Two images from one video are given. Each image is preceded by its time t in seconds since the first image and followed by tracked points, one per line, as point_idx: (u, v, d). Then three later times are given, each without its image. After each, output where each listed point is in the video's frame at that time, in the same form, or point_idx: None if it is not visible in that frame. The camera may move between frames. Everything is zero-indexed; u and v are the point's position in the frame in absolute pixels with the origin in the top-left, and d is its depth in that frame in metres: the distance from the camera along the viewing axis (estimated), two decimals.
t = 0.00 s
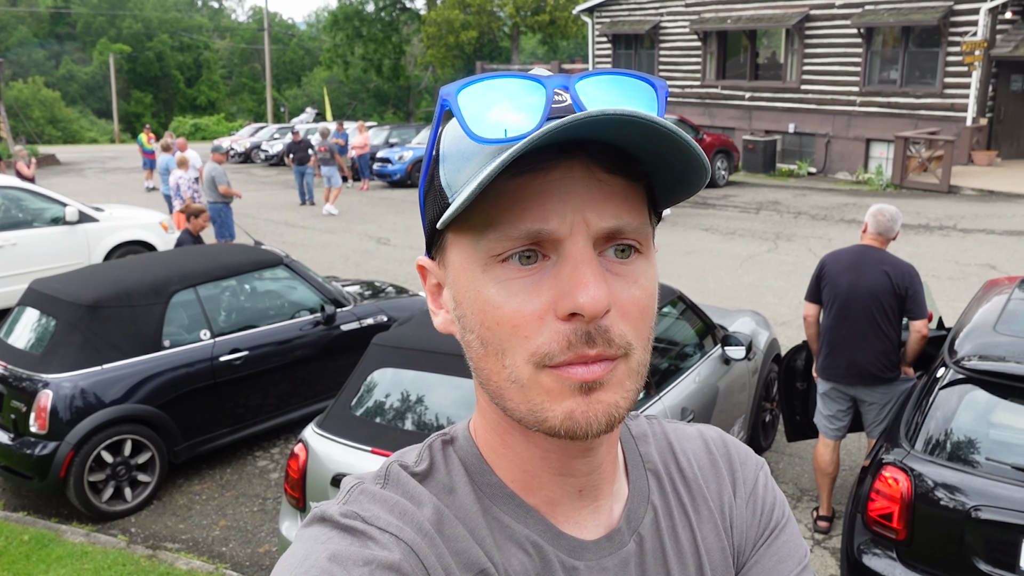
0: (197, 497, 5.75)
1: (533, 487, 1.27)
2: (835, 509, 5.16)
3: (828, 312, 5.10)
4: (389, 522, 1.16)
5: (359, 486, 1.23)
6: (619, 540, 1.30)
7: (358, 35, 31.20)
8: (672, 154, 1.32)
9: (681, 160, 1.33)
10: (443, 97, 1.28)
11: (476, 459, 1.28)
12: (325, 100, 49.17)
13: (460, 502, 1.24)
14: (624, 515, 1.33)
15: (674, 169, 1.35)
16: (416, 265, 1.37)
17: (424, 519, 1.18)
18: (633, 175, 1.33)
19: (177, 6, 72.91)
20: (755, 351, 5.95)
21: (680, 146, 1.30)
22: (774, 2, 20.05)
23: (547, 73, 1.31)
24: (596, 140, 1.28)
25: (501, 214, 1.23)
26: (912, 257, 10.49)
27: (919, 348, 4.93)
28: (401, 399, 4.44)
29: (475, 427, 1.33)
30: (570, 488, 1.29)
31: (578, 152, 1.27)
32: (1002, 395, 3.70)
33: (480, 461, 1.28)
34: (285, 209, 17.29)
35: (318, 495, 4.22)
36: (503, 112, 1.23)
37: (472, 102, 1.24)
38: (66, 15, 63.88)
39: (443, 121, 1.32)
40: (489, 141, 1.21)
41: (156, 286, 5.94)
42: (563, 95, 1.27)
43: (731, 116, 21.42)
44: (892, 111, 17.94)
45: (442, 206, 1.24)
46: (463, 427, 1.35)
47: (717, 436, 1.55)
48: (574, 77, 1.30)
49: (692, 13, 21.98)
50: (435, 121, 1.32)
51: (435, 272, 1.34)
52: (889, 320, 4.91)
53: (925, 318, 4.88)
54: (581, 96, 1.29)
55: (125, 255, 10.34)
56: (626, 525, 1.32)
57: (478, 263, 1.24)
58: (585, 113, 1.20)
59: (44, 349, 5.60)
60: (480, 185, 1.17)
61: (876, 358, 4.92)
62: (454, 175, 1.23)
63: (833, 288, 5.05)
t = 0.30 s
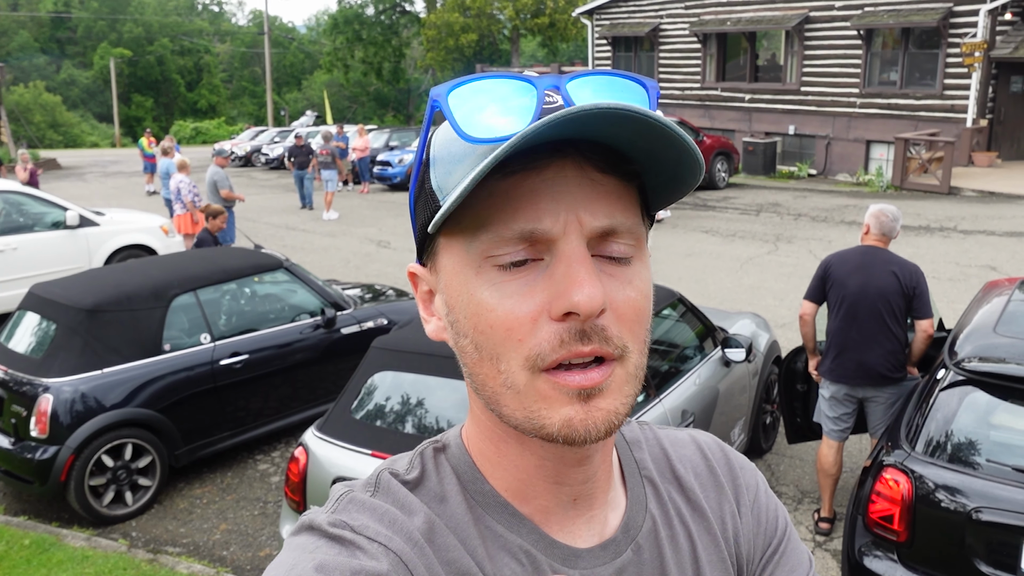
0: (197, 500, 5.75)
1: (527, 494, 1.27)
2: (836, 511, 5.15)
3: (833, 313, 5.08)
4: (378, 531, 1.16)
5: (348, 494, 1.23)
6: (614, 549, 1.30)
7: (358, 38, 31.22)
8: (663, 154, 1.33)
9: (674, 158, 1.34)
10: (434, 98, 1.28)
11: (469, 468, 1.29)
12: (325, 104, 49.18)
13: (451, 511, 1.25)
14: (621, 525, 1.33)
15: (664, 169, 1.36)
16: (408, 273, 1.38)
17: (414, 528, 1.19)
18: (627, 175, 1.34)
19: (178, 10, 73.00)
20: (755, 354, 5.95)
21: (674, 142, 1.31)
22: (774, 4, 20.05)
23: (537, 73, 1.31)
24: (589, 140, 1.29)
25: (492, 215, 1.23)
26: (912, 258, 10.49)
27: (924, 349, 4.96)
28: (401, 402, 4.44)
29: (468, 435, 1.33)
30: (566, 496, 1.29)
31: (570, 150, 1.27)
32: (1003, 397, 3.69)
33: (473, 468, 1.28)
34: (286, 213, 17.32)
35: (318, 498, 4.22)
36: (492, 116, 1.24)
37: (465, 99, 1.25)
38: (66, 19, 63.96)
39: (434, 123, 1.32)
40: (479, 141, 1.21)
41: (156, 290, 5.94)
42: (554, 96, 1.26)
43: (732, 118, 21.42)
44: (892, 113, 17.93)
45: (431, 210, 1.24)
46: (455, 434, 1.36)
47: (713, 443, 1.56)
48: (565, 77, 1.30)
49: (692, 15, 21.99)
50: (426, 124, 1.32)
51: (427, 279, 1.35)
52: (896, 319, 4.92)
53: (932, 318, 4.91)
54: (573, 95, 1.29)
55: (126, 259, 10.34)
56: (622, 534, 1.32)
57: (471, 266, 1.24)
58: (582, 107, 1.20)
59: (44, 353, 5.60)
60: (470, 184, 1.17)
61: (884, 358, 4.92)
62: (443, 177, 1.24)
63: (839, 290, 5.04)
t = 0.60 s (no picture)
0: (199, 501, 5.76)
1: (527, 479, 1.27)
2: (838, 511, 5.14)
3: (837, 315, 5.09)
4: (384, 514, 1.16)
5: (358, 478, 1.23)
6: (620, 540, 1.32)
7: (359, 40, 31.23)
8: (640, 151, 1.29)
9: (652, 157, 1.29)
10: (430, 93, 1.37)
11: (475, 454, 1.29)
12: (328, 105, 49.20)
13: (457, 496, 1.25)
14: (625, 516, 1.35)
15: (649, 167, 1.31)
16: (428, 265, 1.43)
17: (418, 512, 1.19)
18: (613, 172, 1.31)
19: (180, 12, 73.04)
20: (757, 354, 5.95)
21: (638, 141, 1.27)
22: (775, 5, 20.06)
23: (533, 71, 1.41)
24: (568, 134, 1.30)
25: (473, 206, 1.30)
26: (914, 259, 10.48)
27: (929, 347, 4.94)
28: (403, 402, 4.44)
29: (473, 422, 1.34)
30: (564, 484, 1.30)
31: (547, 144, 1.29)
32: (1004, 397, 3.69)
33: (478, 454, 1.29)
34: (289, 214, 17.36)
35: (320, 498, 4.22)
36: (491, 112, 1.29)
37: (466, 96, 1.34)
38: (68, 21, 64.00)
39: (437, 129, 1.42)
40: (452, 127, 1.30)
41: (158, 291, 5.95)
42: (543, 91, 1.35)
43: (733, 119, 21.41)
44: (894, 114, 17.92)
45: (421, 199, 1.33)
46: (462, 422, 1.36)
47: (726, 441, 1.56)
48: (555, 75, 1.39)
49: (693, 17, 22.00)
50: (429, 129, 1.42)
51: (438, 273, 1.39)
52: (901, 319, 4.92)
53: (935, 317, 4.91)
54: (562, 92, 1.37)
55: (128, 260, 10.34)
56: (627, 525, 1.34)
57: (455, 255, 1.30)
58: (527, 96, 1.24)
59: (46, 354, 5.61)
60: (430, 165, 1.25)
61: (889, 358, 4.93)
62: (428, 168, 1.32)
63: (842, 291, 5.05)
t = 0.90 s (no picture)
0: (199, 508, 5.73)
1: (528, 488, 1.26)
2: (841, 513, 5.12)
3: (837, 316, 5.08)
4: (379, 518, 1.15)
5: (356, 480, 1.22)
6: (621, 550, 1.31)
7: (358, 45, 31.24)
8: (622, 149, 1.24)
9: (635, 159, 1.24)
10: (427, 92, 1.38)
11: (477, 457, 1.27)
12: (326, 111, 49.20)
13: (457, 499, 1.22)
14: (632, 526, 1.34)
15: (638, 168, 1.26)
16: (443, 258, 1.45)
17: (413, 517, 1.18)
18: (602, 171, 1.27)
19: (178, 19, 73.03)
20: (758, 356, 5.93)
21: (615, 145, 1.22)
22: (774, 8, 20.06)
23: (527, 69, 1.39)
24: (554, 132, 1.27)
25: (464, 203, 1.30)
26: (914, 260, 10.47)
27: (931, 347, 4.92)
28: (403, 407, 4.43)
29: (478, 429, 1.34)
30: (567, 491, 1.31)
31: (533, 144, 1.28)
32: (1006, 397, 3.68)
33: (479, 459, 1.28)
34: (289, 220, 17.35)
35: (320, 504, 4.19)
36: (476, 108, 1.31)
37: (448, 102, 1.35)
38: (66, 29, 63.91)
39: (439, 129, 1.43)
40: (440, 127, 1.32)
41: (156, 297, 5.93)
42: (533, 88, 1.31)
43: (732, 121, 21.40)
44: (893, 115, 17.92)
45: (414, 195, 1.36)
46: (468, 426, 1.35)
47: (751, 453, 1.52)
48: (546, 72, 1.35)
49: (691, 20, 22.00)
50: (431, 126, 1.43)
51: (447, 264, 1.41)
52: (902, 320, 4.90)
53: (936, 317, 4.88)
54: (553, 87, 1.34)
55: (127, 267, 10.33)
56: (633, 535, 1.33)
57: (448, 254, 1.32)
58: (493, 94, 1.21)
59: (45, 362, 5.59)
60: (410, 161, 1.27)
61: (891, 359, 4.91)
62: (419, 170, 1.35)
63: (842, 293, 5.04)
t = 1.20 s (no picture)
0: (197, 517, 5.72)
1: (528, 500, 1.25)
2: (840, 515, 5.12)
3: (833, 320, 5.07)
4: (378, 541, 1.15)
5: (357, 504, 1.22)
6: (624, 562, 1.28)
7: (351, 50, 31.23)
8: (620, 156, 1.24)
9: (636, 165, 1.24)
10: (421, 106, 1.38)
11: (475, 475, 1.27)
12: (320, 116, 49.18)
13: (458, 519, 1.23)
14: (631, 537, 1.31)
15: (636, 176, 1.26)
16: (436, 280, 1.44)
17: (413, 541, 1.17)
18: (600, 182, 1.27)
19: (171, 26, 72.92)
20: (755, 358, 5.93)
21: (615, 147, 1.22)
22: (766, 9, 20.10)
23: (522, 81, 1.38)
24: (551, 143, 1.27)
25: (460, 218, 1.30)
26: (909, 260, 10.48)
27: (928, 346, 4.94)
28: (400, 414, 4.42)
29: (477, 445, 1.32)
30: (569, 504, 1.27)
31: (530, 155, 1.27)
32: (1003, 397, 3.68)
33: (477, 474, 1.27)
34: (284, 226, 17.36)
35: (317, 513, 4.18)
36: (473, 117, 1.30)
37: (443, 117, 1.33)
38: (58, 36, 63.74)
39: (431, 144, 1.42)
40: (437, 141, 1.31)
41: (151, 306, 5.92)
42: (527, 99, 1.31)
43: (726, 123, 21.43)
44: (886, 115, 17.96)
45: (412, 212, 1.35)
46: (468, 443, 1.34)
47: (750, 456, 1.50)
48: (540, 85, 1.35)
49: (684, 21, 22.03)
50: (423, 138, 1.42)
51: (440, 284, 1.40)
52: (898, 320, 4.91)
53: (933, 312, 4.89)
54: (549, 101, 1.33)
55: (121, 275, 10.31)
56: (631, 546, 1.30)
57: (447, 268, 1.30)
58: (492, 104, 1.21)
59: (40, 372, 5.57)
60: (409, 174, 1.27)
61: (888, 360, 4.91)
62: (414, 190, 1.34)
63: (837, 297, 5.04)
